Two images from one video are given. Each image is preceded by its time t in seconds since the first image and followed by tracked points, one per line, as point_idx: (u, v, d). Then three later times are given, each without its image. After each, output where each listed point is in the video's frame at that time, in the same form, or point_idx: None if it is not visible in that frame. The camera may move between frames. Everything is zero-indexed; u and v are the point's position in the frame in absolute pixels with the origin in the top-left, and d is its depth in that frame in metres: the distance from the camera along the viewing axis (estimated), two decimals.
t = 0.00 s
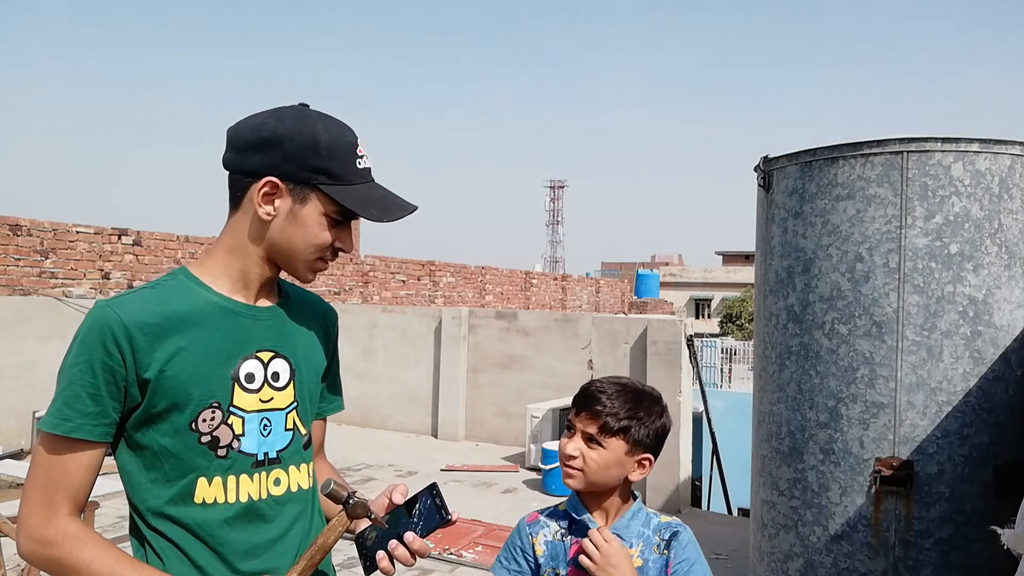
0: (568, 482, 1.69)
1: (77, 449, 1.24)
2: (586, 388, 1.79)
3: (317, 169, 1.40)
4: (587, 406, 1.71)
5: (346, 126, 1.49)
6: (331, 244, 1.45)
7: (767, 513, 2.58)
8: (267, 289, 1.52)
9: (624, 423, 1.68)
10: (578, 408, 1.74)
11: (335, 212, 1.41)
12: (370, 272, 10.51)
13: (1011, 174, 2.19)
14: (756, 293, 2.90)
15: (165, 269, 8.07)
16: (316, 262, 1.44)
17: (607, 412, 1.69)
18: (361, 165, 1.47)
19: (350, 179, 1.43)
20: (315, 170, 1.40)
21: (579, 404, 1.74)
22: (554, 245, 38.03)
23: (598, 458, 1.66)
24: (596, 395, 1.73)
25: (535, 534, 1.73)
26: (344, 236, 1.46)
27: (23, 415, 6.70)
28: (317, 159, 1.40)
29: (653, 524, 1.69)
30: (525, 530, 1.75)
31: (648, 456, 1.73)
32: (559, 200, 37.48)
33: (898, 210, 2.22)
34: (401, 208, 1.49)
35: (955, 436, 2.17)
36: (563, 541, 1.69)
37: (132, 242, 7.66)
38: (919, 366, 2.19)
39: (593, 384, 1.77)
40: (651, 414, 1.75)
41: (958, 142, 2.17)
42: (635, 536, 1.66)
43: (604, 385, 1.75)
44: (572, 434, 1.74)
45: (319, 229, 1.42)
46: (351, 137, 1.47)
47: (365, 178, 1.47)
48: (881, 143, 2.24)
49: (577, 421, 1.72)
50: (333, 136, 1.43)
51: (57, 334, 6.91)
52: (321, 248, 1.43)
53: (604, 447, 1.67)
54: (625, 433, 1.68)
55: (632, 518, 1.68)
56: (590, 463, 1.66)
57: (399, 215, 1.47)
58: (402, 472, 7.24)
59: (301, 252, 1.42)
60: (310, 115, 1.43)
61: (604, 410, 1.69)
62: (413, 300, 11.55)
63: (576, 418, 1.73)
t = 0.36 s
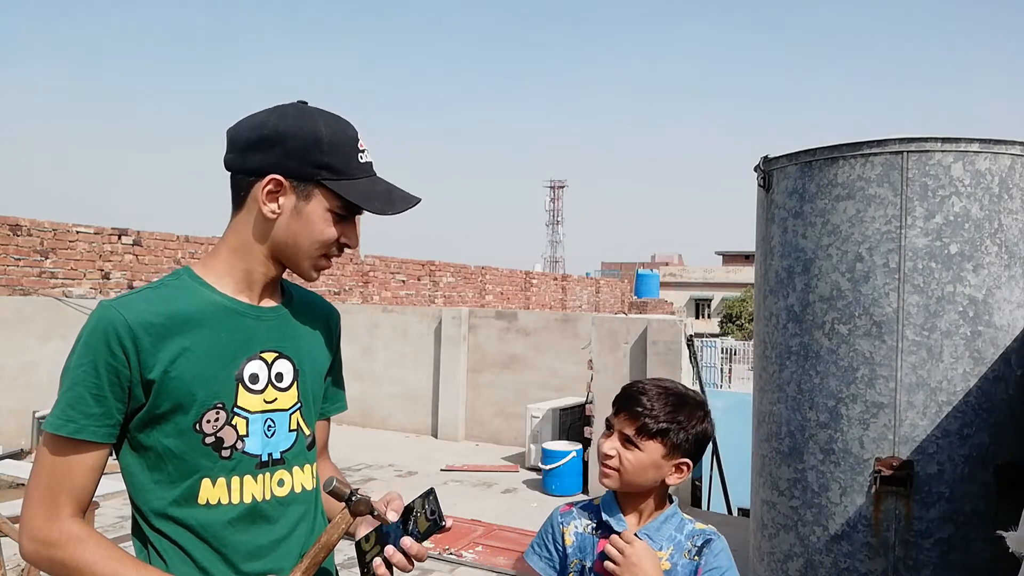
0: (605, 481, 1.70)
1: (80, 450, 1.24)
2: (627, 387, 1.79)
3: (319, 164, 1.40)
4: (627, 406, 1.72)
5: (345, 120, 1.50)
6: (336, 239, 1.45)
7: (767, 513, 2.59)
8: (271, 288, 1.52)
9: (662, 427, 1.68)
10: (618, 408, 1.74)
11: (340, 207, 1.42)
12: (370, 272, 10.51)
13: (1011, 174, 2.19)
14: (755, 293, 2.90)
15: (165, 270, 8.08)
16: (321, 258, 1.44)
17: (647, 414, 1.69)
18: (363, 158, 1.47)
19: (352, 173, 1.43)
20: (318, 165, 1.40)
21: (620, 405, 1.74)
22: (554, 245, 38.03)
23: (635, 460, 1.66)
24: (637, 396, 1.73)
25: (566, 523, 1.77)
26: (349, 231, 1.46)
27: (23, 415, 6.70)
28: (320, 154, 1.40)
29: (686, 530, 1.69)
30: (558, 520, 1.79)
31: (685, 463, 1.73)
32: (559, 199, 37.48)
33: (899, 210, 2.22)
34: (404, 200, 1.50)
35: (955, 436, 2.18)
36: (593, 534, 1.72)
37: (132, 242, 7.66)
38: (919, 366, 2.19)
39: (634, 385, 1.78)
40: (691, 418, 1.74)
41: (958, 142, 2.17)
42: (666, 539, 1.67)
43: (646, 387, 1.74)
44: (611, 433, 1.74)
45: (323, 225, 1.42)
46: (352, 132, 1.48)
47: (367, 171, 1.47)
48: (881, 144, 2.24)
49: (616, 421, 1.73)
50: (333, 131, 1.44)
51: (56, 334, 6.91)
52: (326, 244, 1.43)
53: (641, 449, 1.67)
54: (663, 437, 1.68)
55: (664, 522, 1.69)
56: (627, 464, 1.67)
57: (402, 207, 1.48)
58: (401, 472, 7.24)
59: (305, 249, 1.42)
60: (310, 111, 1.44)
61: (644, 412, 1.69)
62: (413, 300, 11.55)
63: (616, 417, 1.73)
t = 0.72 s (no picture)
0: (600, 479, 1.70)
1: (81, 448, 1.24)
2: (625, 386, 1.79)
3: (305, 148, 1.39)
4: (625, 405, 1.72)
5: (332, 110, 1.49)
6: (333, 226, 1.44)
7: (767, 513, 2.58)
8: (272, 287, 1.52)
9: (659, 425, 1.68)
10: (616, 407, 1.74)
11: (332, 193, 1.41)
12: (370, 272, 10.51)
13: (1011, 174, 2.19)
14: (756, 293, 2.90)
15: (165, 269, 8.08)
16: (319, 246, 1.43)
17: (643, 412, 1.69)
18: (350, 143, 1.46)
19: (341, 157, 1.42)
20: (304, 150, 1.39)
21: (617, 403, 1.75)
22: (553, 245, 38.03)
23: (630, 458, 1.66)
24: (633, 394, 1.73)
25: (558, 522, 1.77)
26: (345, 217, 1.46)
27: (23, 415, 6.70)
28: (305, 140, 1.39)
29: (677, 530, 1.68)
30: (550, 518, 1.79)
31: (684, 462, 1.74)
32: (559, 200, 37.48)
33: (898, 210, 2.22)
34: (395, 180, 1.49)
35: (955, 436, 2.17)
36: (584, 533, 1.73)
37: (132, 242, 7.66)
38: (919, 366, 2.19)
39: (632, 384, 1.78)
40: (688, 419, 1.74)
41: (958, 142, 2.17)
42: (656, 538, 1.66)
43: (644, 385, 1.75)
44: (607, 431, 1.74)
45: (317, 212, 1.41)
46: (338, 120, 1.47)
47: (356, 155, 1.46)
48: (881, 143, 2.24)
49: (613, 419, 1.73)
50: (317, 118, 1.43)
51: (56, 334, 6.91)
52: (322, 231, 1.43)
53: (637, 447, 1.67)
54: (659, 435, 1.68)
55: (655, 521, 1.68)
56: (623, 462, 1.67)
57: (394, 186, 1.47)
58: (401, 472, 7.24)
59: (302, 237, 1.42)
60: (292, 102, 1.44)
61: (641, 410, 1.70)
62: (413, 300, 11.55)
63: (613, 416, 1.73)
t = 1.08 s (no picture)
0: (573, 478, 1.71)
1: (84, 442, 1.24)
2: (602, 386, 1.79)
3: (241, 125, 1.42)
4: (600, 405, 1.72)
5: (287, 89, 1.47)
6: (279, 190, 1.42)
7: (767, 513, 2.59)
8: (270, 281, 1.49)
9: (633, 426, 1.68)
10: (592, 406, 1.74)
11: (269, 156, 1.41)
12: (370, 272, 10.52)
13: (1011, 174, 2.19)
14: (756, 293, 2.90)
15: (165, 269, 8.08)
16: (270, 210, 1.41)
17: (618, 412, 1.69)
18: (286, 107, 1.41)
19: (270, 118, 1.39)
20: (240, 127, 1.42)
21: (593, 403, 1.75)
22: (554, 245, 38.03)
23: (604, 458, 1.66)
24: (609, 394, 1.74)
25: (532, 522, 1.79)
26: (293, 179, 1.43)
27: (24, 415, 6.71)
28: (242, 118, 1.42)
29: (648, 530, 1.68)
30: (524, 519, 1.81)
31: (659, 464, 1.73)
32: (560, 200, 37.48)
33: (898, 210, 2.22)
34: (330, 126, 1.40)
35: (955, 436, 2.18)
36: (557, 533, 1.74)
37: (132, 242, 7.66)
38: (919, 366, 2.19)
39: (610, 385, 1.78)
40: (663, 421, 1.75)
41: (958, 142, 2.17)
42: (625, 537, 1.66)
43: (621, 386, 1.75)
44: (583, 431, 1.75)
45: (261, 178, 1.41)
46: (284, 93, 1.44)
47: (290, 115, 1.39)
48: (881, 143, 2.24)
49: (589, 418, 1.73)
50: (260, 97, 1.44)
51: (56, 334, 6.91)
52: (270, 196, 1.41)
53: (611, 446, 1.67)
54: (633, 436, 1.68)
55: (626, 520, 1.68)
56: (596, 462, 1.67)
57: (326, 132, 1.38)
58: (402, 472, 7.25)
59: (253, 206, 1.41)
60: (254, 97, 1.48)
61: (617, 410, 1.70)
62: (413, 299, 11.55)
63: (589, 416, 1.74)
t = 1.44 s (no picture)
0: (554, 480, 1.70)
1: (80, 438, 1.25)
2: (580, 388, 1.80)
3: (236, 129, 1.43)
4: (580, 406, 1.73)
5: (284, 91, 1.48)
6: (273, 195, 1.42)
7: (767, 513, 2.59)
8: (270, 284, 1.49)
9: (615, 426, 1.69)
10: (572, 408, 1.74)
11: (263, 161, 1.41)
12: (370, 272, 10.52)
13: (1011, 174, 2.19)
14: (755, 293, 2.90)
15: (165, 269, 8.08)
16: (262, 215, 1.41)
17: (599, 413, 1.70)
18: (280, 109, 1.41)
19: (262, 122, 1.39)
20: (235, 131, 1.43)
21: (573, 404, 1.75)
22: (554, 245, 38.03)
23: (586, 459, 1.66)
24: (588, 395, 1.74)
25: (515, 528, 1.77)
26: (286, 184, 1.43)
27: (24, 416, 6.71)
28: (236, 121, 1.43)
29: (632, 529, 1.68)
30: (507, 525, 1.79)
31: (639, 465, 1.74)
32: (559, 199, 37.47)
33: (898, 210, 2.22)
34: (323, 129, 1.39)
35: (955, 436, 2.18)
36: (540, 538, 1.73)
37: (132, 242, 7.66)
38: (919, 366, 2.19)
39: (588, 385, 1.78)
40: (644, 423, 1.76)
41: (958, 142, 2.17)
42: (611, 538, 1.67)
43: (600, 386, 1.76)
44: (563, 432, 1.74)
45: (254, 183, 1.42)
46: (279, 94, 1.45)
47: (283, 118, 1.39)
48: (881, 143, 2.24)
49: (569, 420, 1.73)
50: (254, 99, 1.44)
51: (56, 334, 6.91)
52: (263, 200, 1.42)
53: (593, 448, 1.67)
54: (615, 437, 1.69)
55: (610, 521, 1.68)
56: (579, 463, 1.66)
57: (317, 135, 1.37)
58: (402, 471, 7.25)
59: (247, 210, 1.42)
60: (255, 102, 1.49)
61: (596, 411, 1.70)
62: (413, 299, 11.55)
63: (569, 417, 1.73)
